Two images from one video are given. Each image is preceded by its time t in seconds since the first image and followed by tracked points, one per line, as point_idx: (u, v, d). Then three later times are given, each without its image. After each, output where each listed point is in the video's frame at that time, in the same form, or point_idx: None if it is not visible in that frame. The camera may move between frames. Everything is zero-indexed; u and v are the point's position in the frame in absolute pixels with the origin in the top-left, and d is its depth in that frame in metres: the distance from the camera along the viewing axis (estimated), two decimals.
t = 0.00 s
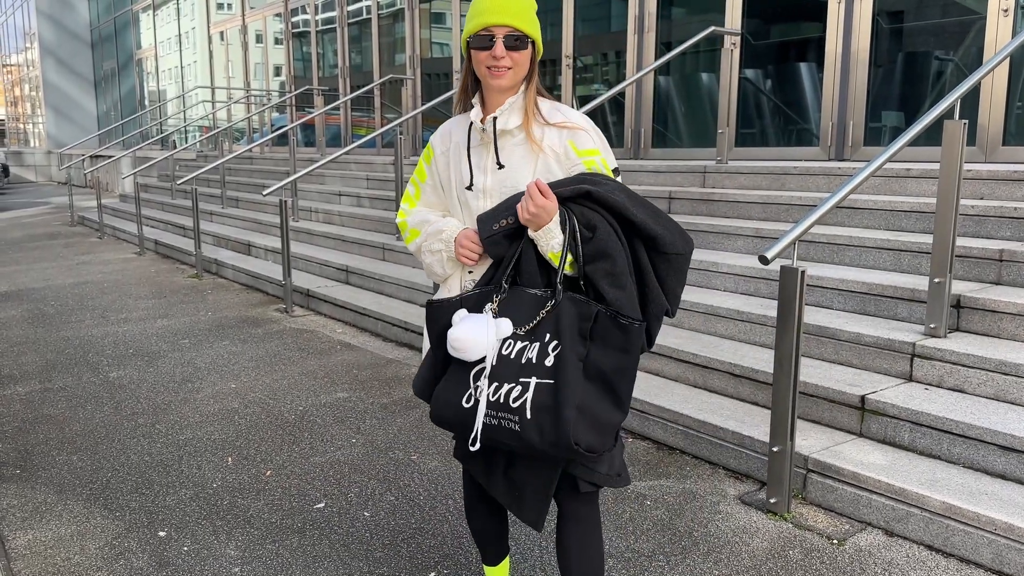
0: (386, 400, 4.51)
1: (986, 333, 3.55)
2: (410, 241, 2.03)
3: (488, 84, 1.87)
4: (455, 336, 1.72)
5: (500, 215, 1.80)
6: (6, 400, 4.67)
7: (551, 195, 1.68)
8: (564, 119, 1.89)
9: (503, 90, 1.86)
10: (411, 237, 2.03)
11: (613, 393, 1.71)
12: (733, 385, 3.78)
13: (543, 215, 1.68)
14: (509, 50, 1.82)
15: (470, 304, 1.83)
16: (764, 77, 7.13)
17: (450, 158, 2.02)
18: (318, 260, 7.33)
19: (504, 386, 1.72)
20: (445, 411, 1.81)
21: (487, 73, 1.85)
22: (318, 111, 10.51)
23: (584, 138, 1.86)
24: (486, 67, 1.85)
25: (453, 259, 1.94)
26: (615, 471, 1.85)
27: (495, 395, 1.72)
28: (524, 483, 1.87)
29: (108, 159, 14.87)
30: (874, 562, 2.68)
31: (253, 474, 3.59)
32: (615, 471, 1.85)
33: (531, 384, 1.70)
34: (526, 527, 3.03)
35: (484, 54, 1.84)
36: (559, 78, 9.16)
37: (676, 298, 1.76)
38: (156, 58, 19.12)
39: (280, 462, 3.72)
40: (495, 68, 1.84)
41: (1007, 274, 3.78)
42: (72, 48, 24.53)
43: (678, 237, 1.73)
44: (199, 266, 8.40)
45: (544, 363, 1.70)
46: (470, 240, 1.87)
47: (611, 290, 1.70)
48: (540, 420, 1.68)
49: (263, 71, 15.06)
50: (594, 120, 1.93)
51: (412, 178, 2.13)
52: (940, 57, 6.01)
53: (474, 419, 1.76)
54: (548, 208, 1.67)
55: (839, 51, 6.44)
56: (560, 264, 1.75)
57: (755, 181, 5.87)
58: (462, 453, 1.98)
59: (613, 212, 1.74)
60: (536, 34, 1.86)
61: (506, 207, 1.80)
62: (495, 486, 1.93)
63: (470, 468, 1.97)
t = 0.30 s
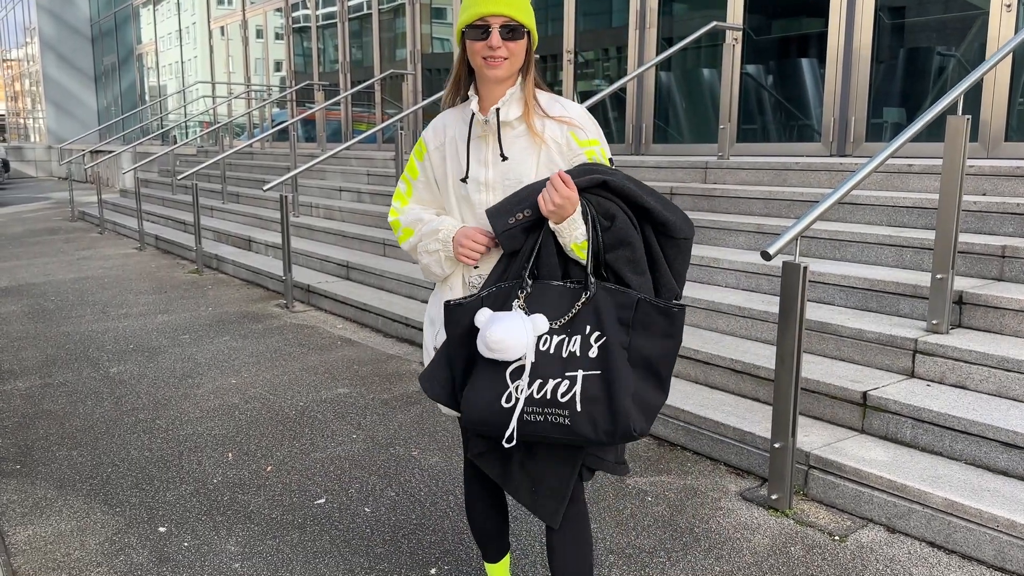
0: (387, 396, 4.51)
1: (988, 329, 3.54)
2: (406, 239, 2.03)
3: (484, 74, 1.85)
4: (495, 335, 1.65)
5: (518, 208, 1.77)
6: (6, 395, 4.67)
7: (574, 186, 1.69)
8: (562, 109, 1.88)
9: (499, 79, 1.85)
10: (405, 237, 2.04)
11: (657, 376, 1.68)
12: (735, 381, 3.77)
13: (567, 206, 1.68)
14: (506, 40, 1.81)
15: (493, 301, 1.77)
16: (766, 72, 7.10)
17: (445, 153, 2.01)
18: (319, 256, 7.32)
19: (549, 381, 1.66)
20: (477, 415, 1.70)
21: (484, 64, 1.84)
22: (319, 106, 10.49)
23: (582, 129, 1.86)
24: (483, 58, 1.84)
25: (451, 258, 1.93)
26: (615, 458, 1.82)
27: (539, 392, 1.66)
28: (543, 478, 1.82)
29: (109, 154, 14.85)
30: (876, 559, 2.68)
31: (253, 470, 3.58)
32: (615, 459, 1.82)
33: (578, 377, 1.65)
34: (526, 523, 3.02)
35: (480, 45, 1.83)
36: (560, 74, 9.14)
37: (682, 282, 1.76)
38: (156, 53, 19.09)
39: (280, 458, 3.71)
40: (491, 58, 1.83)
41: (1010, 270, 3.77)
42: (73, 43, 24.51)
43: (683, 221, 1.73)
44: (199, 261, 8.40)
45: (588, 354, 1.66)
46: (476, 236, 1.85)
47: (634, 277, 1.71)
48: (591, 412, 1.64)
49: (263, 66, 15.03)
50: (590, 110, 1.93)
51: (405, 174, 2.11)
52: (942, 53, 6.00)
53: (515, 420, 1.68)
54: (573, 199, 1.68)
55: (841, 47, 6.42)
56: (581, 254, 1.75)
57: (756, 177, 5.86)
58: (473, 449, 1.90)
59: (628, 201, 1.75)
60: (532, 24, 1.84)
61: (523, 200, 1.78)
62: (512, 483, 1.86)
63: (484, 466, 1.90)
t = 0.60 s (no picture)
0: (383, 390, 4.49)
1: (988, 324, 3.52)
2: (386, 247, 1.90)
3: (488, 59, 1.81)
4: (600, 324, 1.56)
5: (574, 198, 1.69)
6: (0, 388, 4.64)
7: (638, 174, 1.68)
8: (566, 96, 1.90)
9: (505, 64, 1.81)
10: (383, 242, 1.92)
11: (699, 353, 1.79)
12: (734, 376, 3.75)
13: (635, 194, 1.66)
14: (511, 22, 1.77)
15: (558, 292, 1.64)
16: (766, 67, 7.07)
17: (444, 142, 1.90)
18: (316, 249, 7.29)
19: (636, 372, 1.67)
20: (564, 416, 1.62)
21: (489, 48, 1.79)
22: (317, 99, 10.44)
23: (587, 116, 1.89)
24: (487, 41, 1.79)
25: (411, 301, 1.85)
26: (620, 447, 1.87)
27: (628, 384, 1.66)
28: (566, 479, 1.82)
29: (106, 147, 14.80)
30: (875, 555, 2.66)
31: (248, 464, 3.56)
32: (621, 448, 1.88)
33: (660, 365, 1.69)
34: (522, 519, 3.00)
35: (483, 28, 1.78)
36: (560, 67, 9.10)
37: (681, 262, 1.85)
38: (155, 46, 19.03)
39: (275, 452, 3.69)
40: (495, 42, 1.78)
41: (1010, 265, 3.75)
42: (71, 35, 24.43)
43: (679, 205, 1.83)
44: (197, 254, 8.37)
45: (663, 341, 1.70)
46: (439, 299, 1.79)
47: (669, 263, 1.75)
48: (670, 396, 1.71)
49: (262, 59, 14.98)
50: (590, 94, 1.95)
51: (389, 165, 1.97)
52: (943, 48, 5.97)
53: (604, 416, 1.66)
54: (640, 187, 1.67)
55: (841, 41, 6.39)
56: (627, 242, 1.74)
57: (756, 171, 5.83)
58: (491, 455, 1.83)
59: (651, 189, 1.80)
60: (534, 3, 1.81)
61: (572, 187, 1.70)
62: (532, 485, 1.83)
63: (502, 470, 1.84)
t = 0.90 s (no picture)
0: (379, 381, 4.48)
1: (984, 318, 3.51)
2: (403, 258, 1.80)
3: (511, 46, 1.72)
4: (697, 332, 1.63)
5: (610, 200, 1.68)
6: None
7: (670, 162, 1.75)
8: (584, 84, 1.85)
9: (530, 52, 1.73)
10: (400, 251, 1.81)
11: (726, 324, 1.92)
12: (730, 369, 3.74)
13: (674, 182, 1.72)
14: (536, 7, 1.69)
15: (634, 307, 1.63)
16: (766, 60, 7.04)
17: (462, 132, 1.80)
18: (313, 240, 7.27)
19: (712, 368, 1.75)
20: (674, 430, 1.64)
21: (513, 34, 1.71)
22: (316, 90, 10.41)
23: (607, 106, 1.85)
24: (511, 27, 1.70)
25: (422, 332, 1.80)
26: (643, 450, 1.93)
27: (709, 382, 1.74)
28: (630, 487, 1.79)
29: (104, 136, 14.76)
30: (867, 549, 2.65)
31: (242, 455, 3.55)
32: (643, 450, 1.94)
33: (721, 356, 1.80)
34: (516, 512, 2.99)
35: (507, 13, 1.70)
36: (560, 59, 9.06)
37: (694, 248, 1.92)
38: (154, 35, 18.97)
39: (270, 442, 3.68)
40: (520, 28, 1.70)
41: (1007, 260, 3.73)
42: (70, 25, 24.35)
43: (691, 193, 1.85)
44: (194, 245, 8.35)
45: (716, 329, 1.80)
46: (453, 350, 1.77)
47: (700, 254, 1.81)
48: (729, 376, 1.84)
49: (261, 49, 14.93)
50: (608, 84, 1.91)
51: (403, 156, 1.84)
52: (944, 41, 5.95)
53: (699, 419, 1.72)
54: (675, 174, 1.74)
55: (842, 34, 6.36)
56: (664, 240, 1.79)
57: (755, 164, 5.82)
58: (581, 491, 1.70)
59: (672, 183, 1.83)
60: None
61: (606, 193, 1.70)
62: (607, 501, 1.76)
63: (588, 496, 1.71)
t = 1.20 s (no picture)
0: (375, 370, 4.48)
1: (981, 311, 3.50)
2: (437, 222, 1.64)
3: (553, 35, 1.64)
4: (692, 353, 1.51)
5: (615, 201, 1.58)
6: None
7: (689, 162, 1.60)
8: (618, 73, 1.77)
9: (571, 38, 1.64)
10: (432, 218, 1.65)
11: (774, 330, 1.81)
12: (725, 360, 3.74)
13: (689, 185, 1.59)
14: None
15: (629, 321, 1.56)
16: (769, 51, 7.01)
17: (491, 112, 1.70)
18: (312, 229, 7.27)
19: (729, 382, 1.68)
20: (670, 448, 1.58)
21: (556, 25, 1.62)
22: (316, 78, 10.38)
23: (643, 97, 1.77)
24: (554, 18, 1.61)
25: (484, 282, 1.57)
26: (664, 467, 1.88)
27: (724, 397, 1.67)
28: (652, 490, 1.75)
29: (105, 124, 14.75)
30: (859, 539, 2.66)
31: (238, 442, 3.56)
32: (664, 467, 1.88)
33: (750, 367, 1.73)
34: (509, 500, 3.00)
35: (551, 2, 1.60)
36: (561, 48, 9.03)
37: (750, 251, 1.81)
38: (154, 23, 18.93)
39: (266, 430, 3.69)
40: (563, 19, 1.61)
41: (1005, 252, 3.73)
42: (70, 11, 24.28)
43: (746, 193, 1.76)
44: (193, 233, 8.36)
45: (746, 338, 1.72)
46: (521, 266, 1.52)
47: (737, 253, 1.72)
48: (764, 386, 1.76)
49: (261, 37, 14.89)
50: (645, 71, 1.83)
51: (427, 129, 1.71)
52: (947, 32, 5.93)
53: (707, 437, 1.65)
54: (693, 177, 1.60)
55: (844, 25, 6.35)
56: (687, 238, 1.70)
57: (754, 155, 5.80)
58: (586, 497, 1.71)
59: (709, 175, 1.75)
60: None
61: (613, 190, 1.60)
62: (624, 508, 1.73)
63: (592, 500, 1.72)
